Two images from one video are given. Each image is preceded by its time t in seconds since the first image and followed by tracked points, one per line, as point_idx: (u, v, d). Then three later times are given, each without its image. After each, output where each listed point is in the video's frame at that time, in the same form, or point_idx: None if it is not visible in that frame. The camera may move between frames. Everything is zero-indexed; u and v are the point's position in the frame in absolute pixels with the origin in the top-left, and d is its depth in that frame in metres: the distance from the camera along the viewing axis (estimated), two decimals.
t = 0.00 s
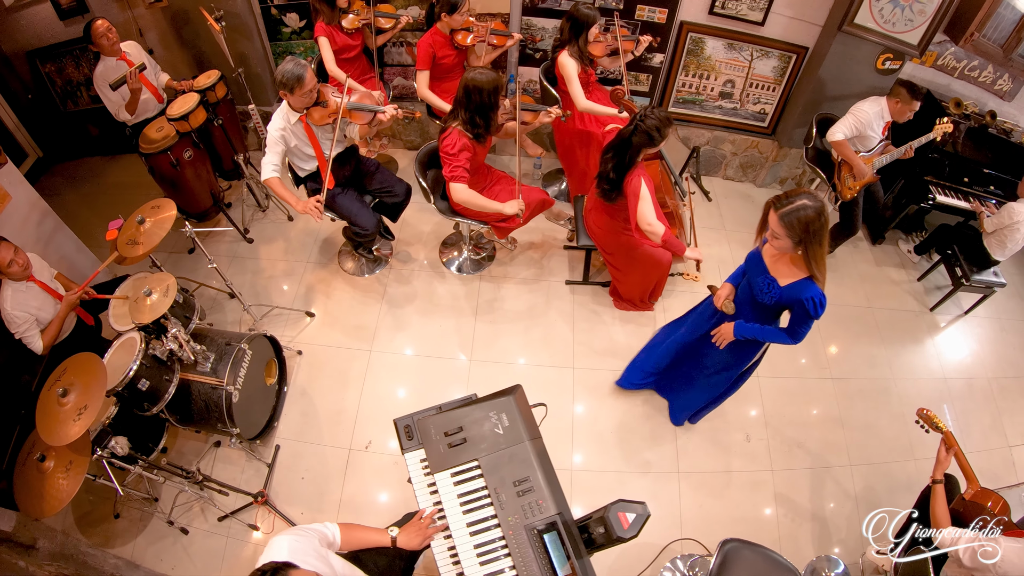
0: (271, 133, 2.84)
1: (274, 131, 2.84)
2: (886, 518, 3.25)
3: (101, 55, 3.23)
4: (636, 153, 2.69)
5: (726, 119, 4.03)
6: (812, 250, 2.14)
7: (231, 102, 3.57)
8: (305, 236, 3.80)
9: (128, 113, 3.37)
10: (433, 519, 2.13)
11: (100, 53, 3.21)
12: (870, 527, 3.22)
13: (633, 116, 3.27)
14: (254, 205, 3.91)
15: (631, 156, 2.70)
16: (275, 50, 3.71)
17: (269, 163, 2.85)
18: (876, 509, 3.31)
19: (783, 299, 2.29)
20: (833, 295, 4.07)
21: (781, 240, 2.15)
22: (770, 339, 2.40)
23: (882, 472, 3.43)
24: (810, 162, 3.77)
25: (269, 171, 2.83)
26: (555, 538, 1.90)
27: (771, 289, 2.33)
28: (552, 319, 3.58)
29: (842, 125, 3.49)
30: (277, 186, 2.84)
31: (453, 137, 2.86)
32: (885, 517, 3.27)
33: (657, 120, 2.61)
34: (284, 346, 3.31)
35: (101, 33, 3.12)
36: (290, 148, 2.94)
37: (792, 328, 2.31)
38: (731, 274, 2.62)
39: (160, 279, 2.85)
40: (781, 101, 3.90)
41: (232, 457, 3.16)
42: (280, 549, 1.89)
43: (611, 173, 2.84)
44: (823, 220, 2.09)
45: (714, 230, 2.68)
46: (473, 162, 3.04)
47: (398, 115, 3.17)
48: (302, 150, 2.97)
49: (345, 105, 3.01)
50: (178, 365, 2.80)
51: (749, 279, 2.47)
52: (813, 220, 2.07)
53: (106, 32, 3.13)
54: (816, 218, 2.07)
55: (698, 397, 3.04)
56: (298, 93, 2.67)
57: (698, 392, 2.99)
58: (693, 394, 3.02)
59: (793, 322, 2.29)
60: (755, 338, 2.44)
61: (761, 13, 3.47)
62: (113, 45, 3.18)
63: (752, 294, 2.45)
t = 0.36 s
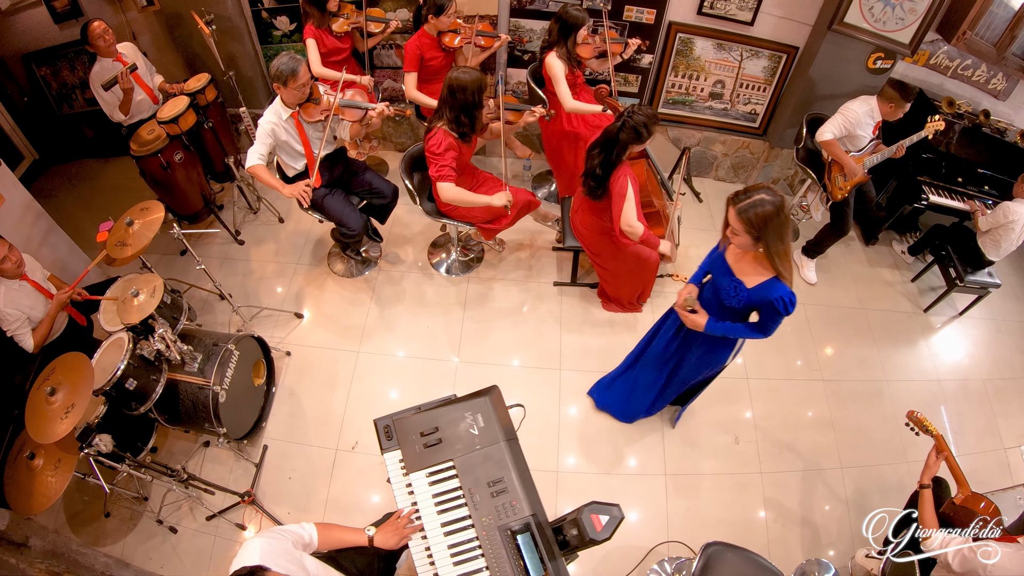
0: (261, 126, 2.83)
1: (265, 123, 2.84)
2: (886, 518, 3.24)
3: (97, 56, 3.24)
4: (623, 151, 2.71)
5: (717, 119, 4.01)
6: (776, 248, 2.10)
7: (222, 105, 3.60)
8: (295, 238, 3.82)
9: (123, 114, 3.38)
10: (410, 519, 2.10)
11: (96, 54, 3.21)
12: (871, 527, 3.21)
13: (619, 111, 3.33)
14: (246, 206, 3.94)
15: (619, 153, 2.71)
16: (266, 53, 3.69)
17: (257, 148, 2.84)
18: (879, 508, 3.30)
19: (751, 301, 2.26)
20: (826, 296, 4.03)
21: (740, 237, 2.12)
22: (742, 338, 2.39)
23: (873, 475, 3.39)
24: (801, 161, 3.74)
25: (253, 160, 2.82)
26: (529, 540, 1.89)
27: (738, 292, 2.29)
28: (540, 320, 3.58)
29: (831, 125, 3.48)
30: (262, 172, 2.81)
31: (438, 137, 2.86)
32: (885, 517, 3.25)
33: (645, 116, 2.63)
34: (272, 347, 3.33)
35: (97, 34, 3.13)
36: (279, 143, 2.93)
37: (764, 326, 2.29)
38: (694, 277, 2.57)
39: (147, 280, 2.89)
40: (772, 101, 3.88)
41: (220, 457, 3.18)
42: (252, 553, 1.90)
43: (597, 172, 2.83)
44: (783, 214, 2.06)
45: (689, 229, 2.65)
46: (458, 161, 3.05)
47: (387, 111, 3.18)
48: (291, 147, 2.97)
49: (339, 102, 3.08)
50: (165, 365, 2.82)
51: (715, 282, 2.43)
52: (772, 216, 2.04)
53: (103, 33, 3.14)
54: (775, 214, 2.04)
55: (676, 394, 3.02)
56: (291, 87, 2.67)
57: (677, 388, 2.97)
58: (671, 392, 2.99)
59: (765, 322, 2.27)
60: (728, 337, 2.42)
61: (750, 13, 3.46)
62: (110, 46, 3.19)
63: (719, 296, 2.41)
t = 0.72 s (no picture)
0: (252, 125, 2.83)
1: (256, 121, 2.84)
2: (885, 518, 3.20)
3: (91, 60, 3.26)
4: (611, 148, 2.66)
5: (709, 120, 3.99)
6: (717, 241, 2.06)
7: (214, 108, 3.63)
8: (287, 239, 3.85)
9: (117, 117, 3.41)
10: (387, 520, 2.14)
11: (90, 58, 3.24)
12: (871, 527, 3.18)
13: (606, 111, 3.36)
14: (239, 209, 3.97)
15: (605, 153, 2.67)
16: (258, 57, 3.72)
17: (248, 145, 2.82)
18: (878, 508, 3.26)
19: (691, 301, 2.18)
20: (820, 298, 3.99)
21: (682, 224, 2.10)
22: (684, 345, 2.31)
23: (867, 479, 3.35)
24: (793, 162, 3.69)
25: (243, 155, 2.81)
26: (503, 541, 1.89)
27: (679, 291, 2.23)
28: (528, 322, 3.58)
29: (822, 125, 3.44)
30: (255, 168, 2.81)
31: (425, 140, 2.86)
32: (886, 517, 3.22)
33: (632, 116, 2.61)
34: (262, 348, 3.36)
35: (93, 39, 3.16)
36: (269, 142, 2.93)
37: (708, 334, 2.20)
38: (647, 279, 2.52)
39: (136, 281, 2.93)
40: (764, 101, 3.87)
41: (210, 457, 3.21)
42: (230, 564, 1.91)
43: (582, 173, 2.81)
44: (727, 203, 2.01)
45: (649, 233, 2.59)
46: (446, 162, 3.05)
47: (376, 112, 3.21)
48: (281, 147, 2.97)
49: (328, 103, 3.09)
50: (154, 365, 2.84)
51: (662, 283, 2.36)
52: (713, 204, 2.01)
53: (99, 39, 3.17)
54: (716, 203, 2.00)
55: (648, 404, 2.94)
56: (282, 87, 2.68)
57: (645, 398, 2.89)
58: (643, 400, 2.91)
59: (706, 326, 2.18)
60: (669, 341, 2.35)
61: (741, 13, 3.44)
62: (105, 51, 3.23)
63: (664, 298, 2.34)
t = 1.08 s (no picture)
0: (242, 128, 2.84)
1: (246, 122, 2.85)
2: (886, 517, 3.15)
3: (87, 66, 3.31)
4: (599, 150, 2.65)
5: (701, 121, 3.98)
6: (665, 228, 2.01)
7: (207, 112, 3.66)
8: (280, 242, 3.89)
9: (112, 122, 3.44)
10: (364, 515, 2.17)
11: (86, 64, 3.29)
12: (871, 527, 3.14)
13: (592, 112, 3.50)
14: (233, 212, 4.01)
15: (593, 153, 2.66)
16: (252, 61, 3.76)
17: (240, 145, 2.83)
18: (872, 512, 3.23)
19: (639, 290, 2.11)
20: (814, 300, 3.96)
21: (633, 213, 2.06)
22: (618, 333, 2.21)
23: (861, 482, 3.30)
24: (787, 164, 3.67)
25: (236, 155, 2.82)
26: (478, 542, 1.90)
27: (629, 279, 2.16)
28: (518, 324, 3.59)
29: (814, 126, 3.41)
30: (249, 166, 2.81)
31: (411, 144, 2.88)
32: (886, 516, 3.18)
33: (620, 117, 2.61)
34: (253, 350, 3.38)
35: (90, 46, 3.21)
36: (260, 144, 2.93)
37: (649, 330, 2.12)
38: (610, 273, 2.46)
39: (127, 284, 2.96)
40: (756, 103, 3.86)
41: (201, 457, 3.23)
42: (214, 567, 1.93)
43: (570, 175, 2.80)
44: (677, 191, 1.98)
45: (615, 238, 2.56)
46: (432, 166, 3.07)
47: (365, 115, 3.23)
48: (271, 149, 2.98)
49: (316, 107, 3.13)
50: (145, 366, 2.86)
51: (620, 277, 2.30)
52: (663, 191, 1.97)
53: (95, 45, 3.22)
54: (666, 191, 1.96)
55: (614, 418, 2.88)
56: (271, 92, 2.70)
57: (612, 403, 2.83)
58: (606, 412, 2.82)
59: (648, 319, 2.09)
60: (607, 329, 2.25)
61: (732, 14, 3.43)
62: (100, 57, 3.28)
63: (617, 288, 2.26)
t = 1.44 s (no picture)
0: (229, 131, 2.88)
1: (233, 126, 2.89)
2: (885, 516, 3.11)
3: (78, 69, 3.34)
4: (581, 151, 2.70)
5: (692, 121, 3.97)
6: (615, 227, 2.05)
7: (199, 114, 3.70)
8: (271, 244, 3.92)
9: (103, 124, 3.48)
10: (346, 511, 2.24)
11: (77, 67, 3.32)
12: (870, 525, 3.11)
13: (576, 114, 3.50)
14: (226, 214, 4.04)
15: (577, 152, 2.70)
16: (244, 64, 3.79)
17: (231, 148, 2.86)
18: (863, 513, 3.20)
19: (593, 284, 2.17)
20: (806, 300, 3.94)
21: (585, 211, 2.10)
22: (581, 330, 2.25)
23: (851, 483, 3.28)
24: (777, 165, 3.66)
25: (231, 157, 2.85)
26: (451, 541, 1.92)
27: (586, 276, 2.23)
28: (507, 324, 3.59)
29: (804, 125, 3.38)
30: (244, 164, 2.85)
31: (393, 148, 2.90)
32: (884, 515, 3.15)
33: (604, 118, 2.66)
34: (242, 350, 3.40)
35: (80, 49, 3.25)
36: (249, 146, 2.96)
37: (601, 324, 2.18)
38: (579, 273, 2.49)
39: (116, 284, 3.00)
40: (747, 102, 3.84)
41: (191, 456, 3.25)
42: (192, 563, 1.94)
43: (553, 178, 2.81)
44: (626, 187, 2.00)
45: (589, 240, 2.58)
46: (416, 169, 3.09)
47: (351, 117, 3.26)
48: (260, 152, 3.01)
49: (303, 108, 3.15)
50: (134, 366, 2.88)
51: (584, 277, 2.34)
52: (612, 188, 2.00)
53: (85, 48, 3.26)
54: (613, 186, 1.99)
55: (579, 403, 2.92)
56: (257, 96, 2.73)
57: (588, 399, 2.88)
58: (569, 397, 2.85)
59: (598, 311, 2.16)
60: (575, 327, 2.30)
61: (721, 14, 3.41)
62: (91, 60, 3.31)
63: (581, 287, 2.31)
